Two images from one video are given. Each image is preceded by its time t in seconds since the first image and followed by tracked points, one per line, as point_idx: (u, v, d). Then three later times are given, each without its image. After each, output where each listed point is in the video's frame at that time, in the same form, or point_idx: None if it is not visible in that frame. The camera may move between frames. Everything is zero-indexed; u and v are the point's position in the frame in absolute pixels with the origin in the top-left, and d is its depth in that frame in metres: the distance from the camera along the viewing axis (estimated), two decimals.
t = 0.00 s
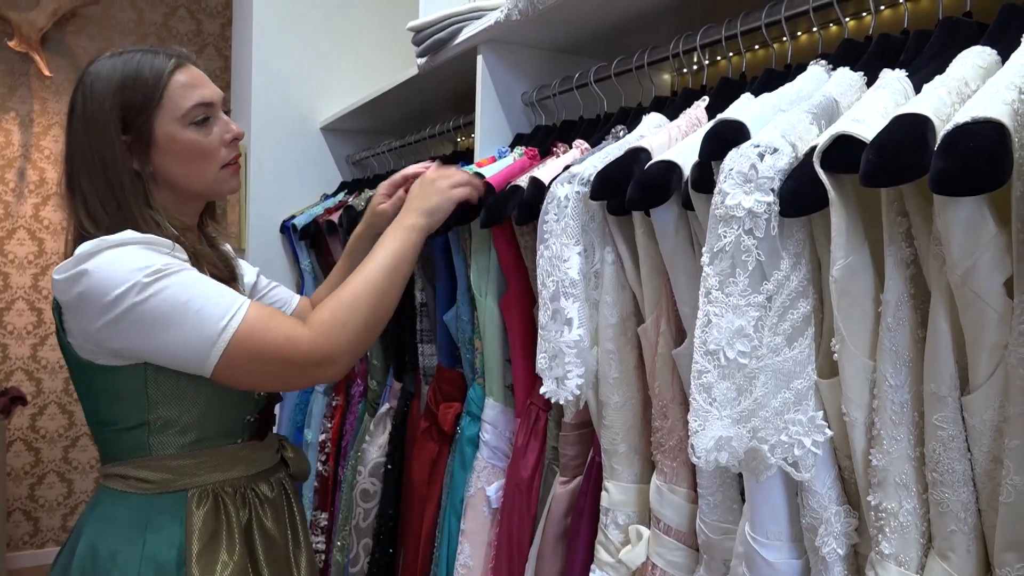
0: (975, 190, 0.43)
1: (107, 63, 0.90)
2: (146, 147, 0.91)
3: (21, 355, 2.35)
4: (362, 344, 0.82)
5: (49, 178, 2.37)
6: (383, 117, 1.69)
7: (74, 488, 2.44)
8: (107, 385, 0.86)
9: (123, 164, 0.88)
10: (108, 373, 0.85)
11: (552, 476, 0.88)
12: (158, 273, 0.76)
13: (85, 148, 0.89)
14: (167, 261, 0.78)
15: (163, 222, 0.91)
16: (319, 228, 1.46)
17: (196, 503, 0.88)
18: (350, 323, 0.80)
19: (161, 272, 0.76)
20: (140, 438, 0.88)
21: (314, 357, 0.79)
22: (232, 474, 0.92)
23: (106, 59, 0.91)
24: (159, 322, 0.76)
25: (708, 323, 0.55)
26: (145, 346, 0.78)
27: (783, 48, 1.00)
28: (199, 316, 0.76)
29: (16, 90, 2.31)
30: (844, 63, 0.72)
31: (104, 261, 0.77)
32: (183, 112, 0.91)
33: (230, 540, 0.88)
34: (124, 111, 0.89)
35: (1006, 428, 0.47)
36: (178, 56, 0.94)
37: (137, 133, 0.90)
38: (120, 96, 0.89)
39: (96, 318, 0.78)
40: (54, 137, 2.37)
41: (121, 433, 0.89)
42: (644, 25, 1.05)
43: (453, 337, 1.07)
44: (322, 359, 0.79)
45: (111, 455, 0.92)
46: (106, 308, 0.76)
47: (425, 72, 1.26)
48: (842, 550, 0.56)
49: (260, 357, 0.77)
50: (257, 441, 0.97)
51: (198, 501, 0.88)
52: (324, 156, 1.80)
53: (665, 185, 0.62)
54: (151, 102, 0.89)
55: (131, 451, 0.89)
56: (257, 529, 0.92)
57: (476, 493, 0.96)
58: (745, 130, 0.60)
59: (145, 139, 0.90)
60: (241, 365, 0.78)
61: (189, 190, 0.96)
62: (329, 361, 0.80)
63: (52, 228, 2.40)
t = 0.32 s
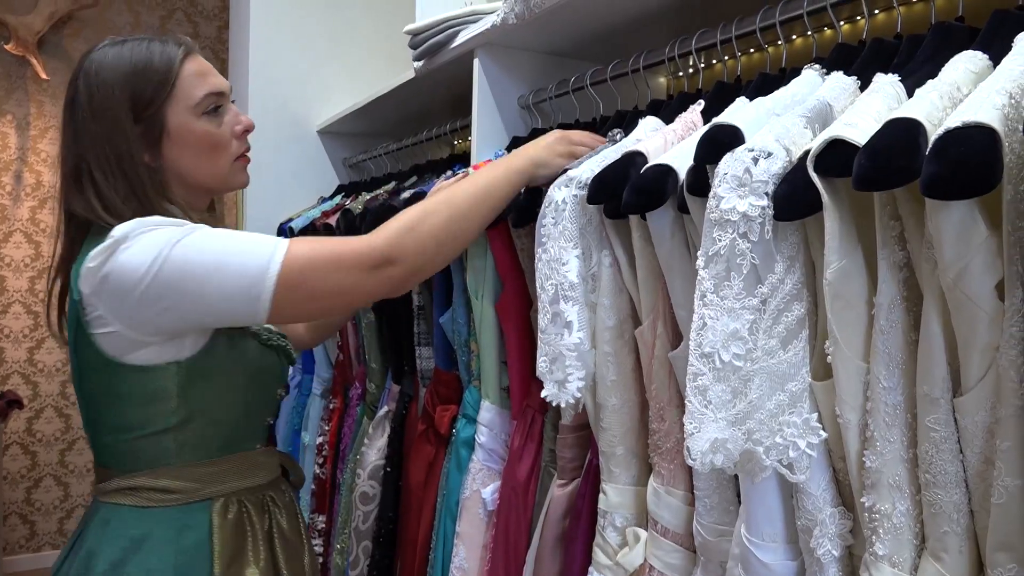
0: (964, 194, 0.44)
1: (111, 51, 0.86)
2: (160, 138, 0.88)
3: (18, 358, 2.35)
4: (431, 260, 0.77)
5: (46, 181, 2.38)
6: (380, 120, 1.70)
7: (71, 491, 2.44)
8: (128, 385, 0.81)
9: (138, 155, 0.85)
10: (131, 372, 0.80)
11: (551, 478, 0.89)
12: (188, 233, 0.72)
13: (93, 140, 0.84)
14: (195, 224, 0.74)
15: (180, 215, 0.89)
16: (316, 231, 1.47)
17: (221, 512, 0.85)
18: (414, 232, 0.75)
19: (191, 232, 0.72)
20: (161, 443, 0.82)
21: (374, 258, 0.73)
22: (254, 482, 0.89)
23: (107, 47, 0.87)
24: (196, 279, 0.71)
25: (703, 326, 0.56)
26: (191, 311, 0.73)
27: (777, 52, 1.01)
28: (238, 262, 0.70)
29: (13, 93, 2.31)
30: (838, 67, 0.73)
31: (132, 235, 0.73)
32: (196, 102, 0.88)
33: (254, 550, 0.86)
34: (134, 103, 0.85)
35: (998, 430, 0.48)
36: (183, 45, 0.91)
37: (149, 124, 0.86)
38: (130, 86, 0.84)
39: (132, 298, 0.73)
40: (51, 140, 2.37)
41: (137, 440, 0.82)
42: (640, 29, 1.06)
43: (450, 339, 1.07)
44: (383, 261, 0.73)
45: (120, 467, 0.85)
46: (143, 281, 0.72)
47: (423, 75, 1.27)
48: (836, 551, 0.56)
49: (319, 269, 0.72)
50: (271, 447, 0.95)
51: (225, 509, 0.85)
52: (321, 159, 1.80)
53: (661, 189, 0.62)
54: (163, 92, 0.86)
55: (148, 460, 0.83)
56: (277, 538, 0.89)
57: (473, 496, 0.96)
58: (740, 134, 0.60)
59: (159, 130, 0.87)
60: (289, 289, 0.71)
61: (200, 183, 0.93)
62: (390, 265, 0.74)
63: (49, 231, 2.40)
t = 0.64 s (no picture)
0: (960, 201, 0.44)
1: (133, 56, 0.82)
2: (178, 150, 0.85)
3: (18, 360, 2.36)
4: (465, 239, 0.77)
5: (46, 183, 2.38)
6: (380, 123, 1.70)
7: (69, 493, 2.44)
8: (160, 392, 0.78)
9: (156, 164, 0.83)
10: (163, 379, 0.78)
11: (550, 482, 0.89)
12: (222, 230, 0.72)
13: (113, 145, 0.82)
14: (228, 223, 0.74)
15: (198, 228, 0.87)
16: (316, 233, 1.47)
17: (259, 515, 0.83)
18: (451, 209, 0.76)
19: (224, 230, 0.72)
20: (195, 447, 0.81)
21: (410, 231, 0.73)
22: (287, 484, 0.88)
23: (126, 54, 0.83)
24: (234, 273, 0.69)
25: (703, 330, 0.56)
26: (231, 307, 0.72)
27: (776, 57, 1.01)
28: (275, 252, 0.70)
29: (13, 96, 2.31)
30: (837, 73, 0.73)
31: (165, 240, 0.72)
32: (217, 115, 0.85)
33: (293, 553, 0.85)
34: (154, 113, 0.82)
35: (993, 434, 0.48)
36: (205, 53, 0.88)
37: (169, 134, 0.84)
38: (152, 94, 0.82)
39: (170, 301, 0.72)
40: (50, 142, 2.37)
41: (171, 448, 0.80)
42: (640, 33, 1.06)
43: (450, 343, 1.07)
44: (417, 233, 0.74)
45: (152, 477, 0.83)
46: (180, 283, 0.70)
47: (423, 79, 1.27)
48: (835, 555, 0.57)
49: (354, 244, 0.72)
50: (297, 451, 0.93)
51: (263, 512, 0.84)
52: (321, 162, 1.81)
53: (662, 194, 0.63)
54: (185, 102, 0.83)
55: (180, 466, 0.81)
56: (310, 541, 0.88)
57: (475, 499, 0.96)
58: (738, 139, 0.61)
59: (179, 141, 0.84)
60: (328, 275, 0.71)
61: (215, 193, 0.91)
62: (426, 241, 0.74)
63: (49, 233, 2.40)
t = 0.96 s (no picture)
0: (954, 207, 0.44)
1: (163, 63, 0.77)
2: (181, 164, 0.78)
3: (16, 362, 2.35)
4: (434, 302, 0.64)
5: (44, 186, 2.38)
6: (378, 127, 1.70)
7: (67, 497, 2.43)
8: (152, 404, 0.73)
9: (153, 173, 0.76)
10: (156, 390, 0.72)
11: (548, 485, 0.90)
12: (205, 250, 0.61)
13: (122, 149, 0.77)
14: (218, 238, 0.64)
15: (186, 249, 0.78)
16: (314, 237, 1.47)
17: (257, 527, 0.78)
18: (422, 268, 0.62)
19: (214, 246, 0.62)
20: (192, 460, 0.76)
21: (391, 302, 0.60)
22: (289, 494, 0.82)
23: (156, 59, 0.78)
24: (213, 305, 0.60)
25: (699, 336, 0.56)
26: (205, 338, 0.63)
27: (772, 61, 1.01)
28: (257, 288, 0.59)
29: (12, 99, 2.31)
30: (832, 78, 0.74)
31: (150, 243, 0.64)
32: (229, 137, 0.78)
33: (294, 566, 0.80)
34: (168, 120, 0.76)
35: (988, 439, 0.48)
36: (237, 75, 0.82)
37: (175, 146, 0.77)
38: (170, 104, 0.76)
39: (144, 315, 0.64)
40: (49, 145, 2.37)
41: (167, 458, 0.76)
42: (637, 37, 1.07)
43: (449, 348, 1.08)
44: (401, 305, 0.61)
45: (144, 483, 0.78)
46: (159, 302, 0.62)
47: (421, 82, 1.27)
48: (832, 558, 0.57)
49: (326, 309, 0.59)
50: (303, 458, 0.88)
51: (259, 524, 0.79)
52: (319, 165, 1.81)
53: (658, 199, 0.63)
54: (198, 118, 0.76)
55: (178, 476, 0.76)
56: (314, 554, 0.82)
57: (475, 502, 0.97)
58: (734, 145, 0.61)
59: (181, 155, 0.77)
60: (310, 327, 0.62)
61: (212, 214, 0.82)
62: (412, 307, 0.61)
63: (47, 236, 2.40)
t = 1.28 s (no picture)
0: (964, 209, 0.44)
1: (124, 40, 0.75)
2: (156, 142, 0.76)
3: (19, 361, 2.36)
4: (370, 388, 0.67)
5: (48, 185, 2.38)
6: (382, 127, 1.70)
7: (70, 495, 2.43)
8: (103, 423, 0.70)
9: (127, 155, 0.73)
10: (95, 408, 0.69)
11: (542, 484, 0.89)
12: (168, 285, 0.61)
13: (88, 132, 0.74)
14: (183, 269, 0.63)
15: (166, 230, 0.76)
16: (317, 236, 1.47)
17: (219, 552, 0.73)
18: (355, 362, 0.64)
19: (179, 281, 0.62)
20: (144, 480, 0.72)
21: (334, 402, 0.62)
22: (258, 514, 0.78)
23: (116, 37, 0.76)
24: (157, 348, 0.60)
25: (704, 335, 0.56)
26: (143, 370, 0.62)
27: (778, 62, 1.01)
28: (211, 343, 0.60)
29: (16, 98, 2.32)
30: (838, 79, 0.74)
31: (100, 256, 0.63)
32: (204, 109, 0.77)
33: None
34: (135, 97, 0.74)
35: (996, 441, 0.48)
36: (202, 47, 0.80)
37: (147, 123, 0.75)
38: (136, 80, 0.74)
39: (91, 330, 0.63)
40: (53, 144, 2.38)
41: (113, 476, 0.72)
42: (643, 38, 1.06)
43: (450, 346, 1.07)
44: (342, 410, 0.63)
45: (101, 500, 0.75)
46: (102, 323, 0.62)
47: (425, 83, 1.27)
48: (835, 560, 0.57)
49: (271, 400, 0.61)
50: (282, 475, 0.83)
51: (222, 549, 0.74)
52: (323, 165, 1.81)
53: (663, 197, 0.63)
54: (169, 92, 0.75)
55: (130, 499, 0.72)
56: None
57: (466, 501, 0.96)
58: (740, 144, 0.61)
59: (156, 131, 0.75)
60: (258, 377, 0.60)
61: (191, 193, 0.80)
62: (352, 413, 0.64)
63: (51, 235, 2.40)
